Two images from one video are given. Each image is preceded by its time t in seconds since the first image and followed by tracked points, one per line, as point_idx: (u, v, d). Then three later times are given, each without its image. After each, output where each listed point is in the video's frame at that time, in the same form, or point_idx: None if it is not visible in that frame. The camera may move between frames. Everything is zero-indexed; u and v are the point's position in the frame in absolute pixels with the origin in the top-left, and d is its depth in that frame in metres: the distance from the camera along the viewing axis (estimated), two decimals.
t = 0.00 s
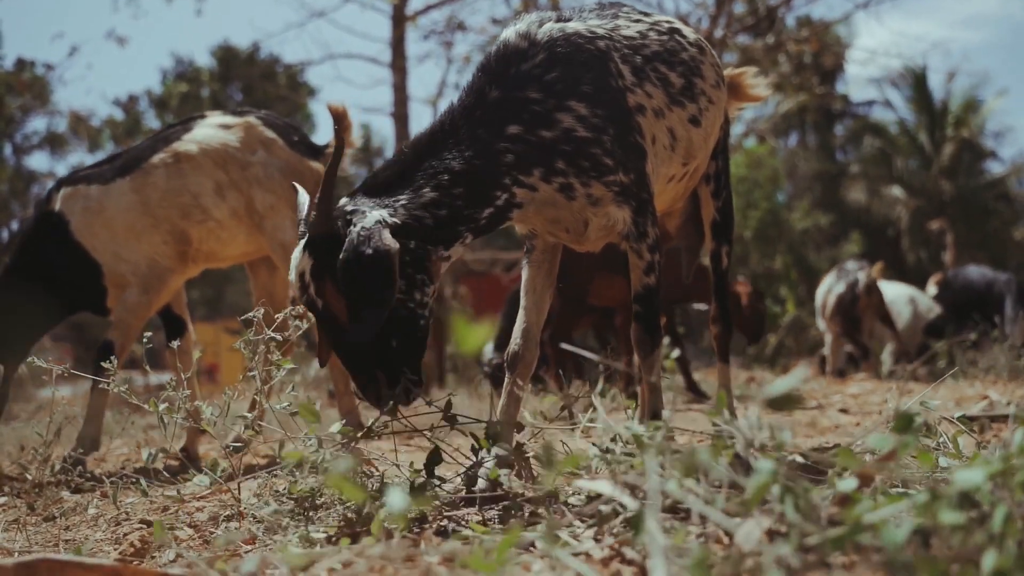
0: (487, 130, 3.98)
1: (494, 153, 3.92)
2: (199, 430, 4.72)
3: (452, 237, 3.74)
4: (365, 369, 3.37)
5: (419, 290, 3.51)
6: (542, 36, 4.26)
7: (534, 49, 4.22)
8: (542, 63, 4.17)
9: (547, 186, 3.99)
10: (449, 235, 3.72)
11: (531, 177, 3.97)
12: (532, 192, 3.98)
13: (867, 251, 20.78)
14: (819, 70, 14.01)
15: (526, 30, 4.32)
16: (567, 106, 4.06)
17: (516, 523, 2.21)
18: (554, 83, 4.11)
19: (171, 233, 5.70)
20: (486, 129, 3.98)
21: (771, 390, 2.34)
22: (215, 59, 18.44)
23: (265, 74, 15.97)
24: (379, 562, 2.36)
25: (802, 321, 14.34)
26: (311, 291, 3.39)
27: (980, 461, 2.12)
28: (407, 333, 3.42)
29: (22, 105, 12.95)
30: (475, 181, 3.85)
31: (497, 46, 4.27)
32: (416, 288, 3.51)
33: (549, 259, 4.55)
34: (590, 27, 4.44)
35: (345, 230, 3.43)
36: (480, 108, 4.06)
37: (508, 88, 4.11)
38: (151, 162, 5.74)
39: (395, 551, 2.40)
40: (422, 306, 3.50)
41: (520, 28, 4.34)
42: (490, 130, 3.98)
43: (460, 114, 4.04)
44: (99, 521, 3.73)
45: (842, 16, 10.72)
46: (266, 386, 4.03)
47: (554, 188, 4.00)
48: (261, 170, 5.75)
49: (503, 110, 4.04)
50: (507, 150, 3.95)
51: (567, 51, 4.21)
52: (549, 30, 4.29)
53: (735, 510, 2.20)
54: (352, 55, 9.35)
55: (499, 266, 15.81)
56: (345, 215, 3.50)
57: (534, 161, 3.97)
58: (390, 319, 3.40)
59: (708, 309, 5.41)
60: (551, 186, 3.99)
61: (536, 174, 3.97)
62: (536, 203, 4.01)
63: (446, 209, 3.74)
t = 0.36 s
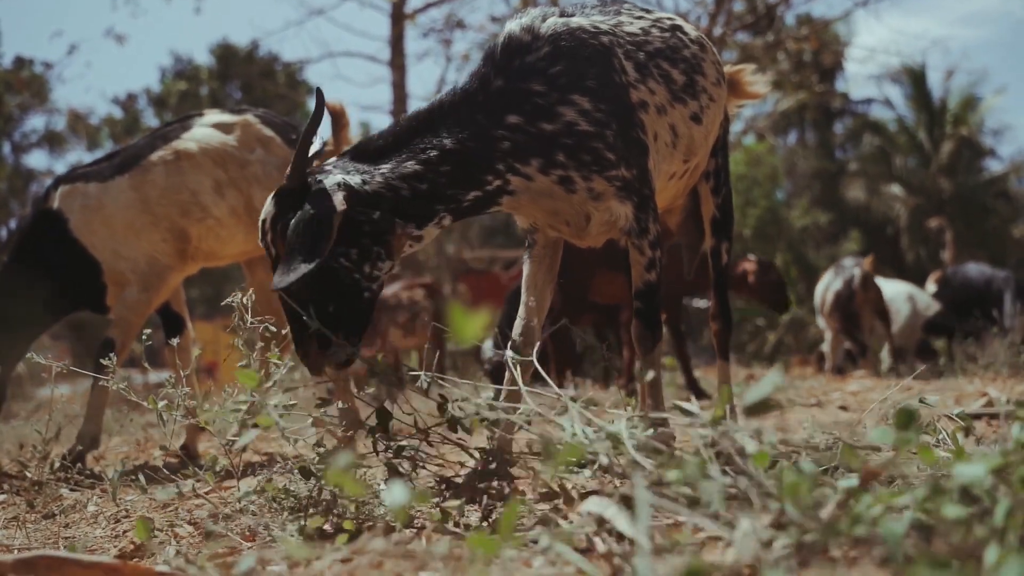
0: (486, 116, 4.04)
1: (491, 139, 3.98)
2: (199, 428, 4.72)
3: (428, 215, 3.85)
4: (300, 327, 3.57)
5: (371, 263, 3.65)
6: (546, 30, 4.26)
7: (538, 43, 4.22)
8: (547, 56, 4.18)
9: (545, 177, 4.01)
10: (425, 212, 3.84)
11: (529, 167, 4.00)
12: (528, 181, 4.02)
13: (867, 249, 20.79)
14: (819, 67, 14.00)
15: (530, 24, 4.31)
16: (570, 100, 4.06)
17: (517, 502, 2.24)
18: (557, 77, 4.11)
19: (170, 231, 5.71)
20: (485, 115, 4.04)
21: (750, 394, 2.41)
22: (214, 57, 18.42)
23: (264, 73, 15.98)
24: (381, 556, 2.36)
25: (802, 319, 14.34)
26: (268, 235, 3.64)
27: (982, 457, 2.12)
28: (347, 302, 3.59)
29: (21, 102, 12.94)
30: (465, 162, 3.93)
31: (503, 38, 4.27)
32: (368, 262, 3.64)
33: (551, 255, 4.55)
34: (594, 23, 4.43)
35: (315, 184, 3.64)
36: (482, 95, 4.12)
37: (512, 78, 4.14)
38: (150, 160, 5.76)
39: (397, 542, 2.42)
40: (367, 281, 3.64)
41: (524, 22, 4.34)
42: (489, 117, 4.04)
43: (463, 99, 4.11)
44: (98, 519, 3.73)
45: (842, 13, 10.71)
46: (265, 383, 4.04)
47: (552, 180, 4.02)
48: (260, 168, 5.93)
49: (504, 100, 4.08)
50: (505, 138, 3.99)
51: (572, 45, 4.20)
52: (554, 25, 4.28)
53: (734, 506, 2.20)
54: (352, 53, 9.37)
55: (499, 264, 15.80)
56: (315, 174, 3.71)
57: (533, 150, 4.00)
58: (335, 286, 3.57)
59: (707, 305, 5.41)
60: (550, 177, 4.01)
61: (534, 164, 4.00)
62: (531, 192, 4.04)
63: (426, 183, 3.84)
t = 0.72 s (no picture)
0: (482, 103, 4.06)
1: (483, 126, 4.00)
2: (200, 427, 4.73)
3: (415, 194, 3.89)
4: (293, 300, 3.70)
5: (361, 237, 3.72)
6: (548, 24, 4.27)
7: (540, 36, 4.24)
8: (547, 49, 4.19)
9: (538, 168, 4.04)
10: (411, 190, 3.88)
11: (522, 156, 4.02)
12: (520, 170, 4.04)
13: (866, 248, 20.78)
14: (818, 66, 14.01)
15: (532, 17, 4.33)
16: (568, 93, 4.07)
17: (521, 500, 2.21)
18: (557, 69, 4.13)
19: (169, 229, 5.69)
20: (479, 102, 4.06)
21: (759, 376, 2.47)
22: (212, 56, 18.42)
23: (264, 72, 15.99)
24: (378, 547, 2.39)
25: (801, 318, 14.34)
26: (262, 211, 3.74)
27: (983, 455, 2.12)
28: (339, 276, 3.70)
29: (21, 102, 12.95)
30: (455, 143, 3.95)
31: (506, 29, 4.30)
32: (358, 235, 3.72)
33: (548, 248, 4.55)
34: (597, 19, 4.43)
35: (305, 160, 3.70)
36: (479, 83, 4.13)
37: (511, 69, 4.16)
38: (148, 158, 5.75)
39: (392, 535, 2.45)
40: (360, 254, 3.73)
41: (526, 15, 4.36)
42: (484, 104, 4.06)
43: (458, 84, 4.12)
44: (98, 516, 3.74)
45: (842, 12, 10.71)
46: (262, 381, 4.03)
47: (545, 171, 4.04)
48: (259, 166, 5.92)
49: (502, 88, 4.11)
50: (498, 126, 4.01)
51: (572, 39, 4.21)
52: (555, 19, 4.29)
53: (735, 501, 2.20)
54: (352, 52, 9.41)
55: (498, 263, 15.79)
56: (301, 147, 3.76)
57: (527, 139, 4.02)
58: (328, 263, 3.67)
59: (707, 303, 5.41)
60: (543, 168, 4.03)
61: (527, 153, 4.02)
62: (523, 180, 4.07)
63: (413, 163, 3.87)
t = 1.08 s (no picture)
0: (477, 104, 4.06)
1: (481, 126, 3.99)
2: (204, 426, 4.73)
3: (421, 197, 3.88)
4: (324, 310, 3.65)
5: (380, 239, 3.71)
6: (547, 22, 4.27)
7: (537, 33, 4.24)
8: (545, 47, 4.19)
9: (537, 166, 4.03)
10: (417, 194, 3.86)
11: (520, 154, 4.01)
12: (519, 169, 4.03)
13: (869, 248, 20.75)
14: (821, 65, 14.00)
15: (531, 15, 4.33)
16: (566, 90, 4.07)
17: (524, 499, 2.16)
18: (555, 67, 4.12)
19: (173, 229, 5.69)
20: (475, 103, 4.06)
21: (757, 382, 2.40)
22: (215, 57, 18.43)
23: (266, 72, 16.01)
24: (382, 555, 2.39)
25: (805, 318, 14.32)
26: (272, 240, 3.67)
27: (991, 453, 2.11)
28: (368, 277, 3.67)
29: (24, 102, 12.98)
30: (456, 146, 3.94)
31: (504, 27, 4.30)
32: (377, 237, 3.71)
33: (550, 248, 4.55)
34: (597, 17, 4.42)
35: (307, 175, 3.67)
36: (474, 84, 4.13)
37: (507, 67, 4.16)
38: (152, 158, 5.76)
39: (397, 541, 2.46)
40: (386, 254, 3.72)
41: (525, 13, 4.35)
42: (480, 104, 4.06)
43: (453, 86, 4.12)
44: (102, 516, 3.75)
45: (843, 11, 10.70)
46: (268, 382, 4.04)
47: (544, 169, 4.03)
48: (263, 167, 5.88)
49: (498, 87, 4.10)
50: (494, 124, 4.00)
51: (570, 37, 4.20)
52: (554, 17, 4.29)
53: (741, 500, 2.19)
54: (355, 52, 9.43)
55: (501, 263, 15.78)
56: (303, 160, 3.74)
57: (524, 137, 4.01)
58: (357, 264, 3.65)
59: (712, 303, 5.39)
60: (542, 166, 4.02)
61: (525, 151, 4.01)
62: (523, 180, 4.06)
63: (415, 166, 3.85)
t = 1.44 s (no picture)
0: (481, 116, 4.06)
1: (486, 138, 3.99)
2: (207, 432, 4.73)
3: (430, 212, 3.89)
4: (348, 337, 3.58)
5: (397, 259, 3.67)
6: (547, 30, 4.26)
7: (538, 42, 4.24)
8: (546, 55, 4.18)
9: (543, 175, 4.03)
10: (426, 209, 3.87)
11: (526, 165, 4.01)
12: (526, 180, 4.04)
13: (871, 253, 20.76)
14: (822, 71, 14.01)
15: (531, 22, 4.32)
16: (568, 98, 4.07)
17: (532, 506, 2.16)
18: (556, 75, 4.12)
19: (175, 236, 5.72)
20: (478, 115, 4.06)
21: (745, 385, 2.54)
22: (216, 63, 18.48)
23: (268, 78, 16.04)
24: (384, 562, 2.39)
25: (807, 324, 14.32)
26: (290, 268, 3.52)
27: (998, 460, 2.10)
28: (391, 300, 3.61)
29: (26, 109, 13.02)
30: (461, 160, 3.94)
31: (504, 36, 4.29)
32: (394, 258, 3.67)
33: (553, 254, 4.52)
34: (597, 23, 4.42)
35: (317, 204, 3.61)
36: (477, 95, 4.13)
37: (508, 77, 4.15)
38: (154, 164, 5.75)
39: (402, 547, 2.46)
40: (403, 275, 3.67)
41: (525, 20, 4.35)
42: (484, 116, 4.06)
43: (456, 99, 4.13)
44: (105, 522, 3.74)
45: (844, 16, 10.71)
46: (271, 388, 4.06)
47: (549, 178, 4.04)
48: (264, 173, 5.79)
49: (500, 98, 4.10)
50: (500, 136, 4.00)
51: (571, 44, 4.20)
52: (554, 24, 4.28)
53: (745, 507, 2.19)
54: (357, 58, 9.49)
55: (503, 269, 15.79)
56: (315, 188, 3.69)
57: (531, 148, 4.01)
58: (378, 290, 3.59)
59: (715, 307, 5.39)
60: (547, 176, 4.03)
61: (531, 161, 4.01)
62: (530, 190, 4.07)
63: (424, 182, 3.85)
